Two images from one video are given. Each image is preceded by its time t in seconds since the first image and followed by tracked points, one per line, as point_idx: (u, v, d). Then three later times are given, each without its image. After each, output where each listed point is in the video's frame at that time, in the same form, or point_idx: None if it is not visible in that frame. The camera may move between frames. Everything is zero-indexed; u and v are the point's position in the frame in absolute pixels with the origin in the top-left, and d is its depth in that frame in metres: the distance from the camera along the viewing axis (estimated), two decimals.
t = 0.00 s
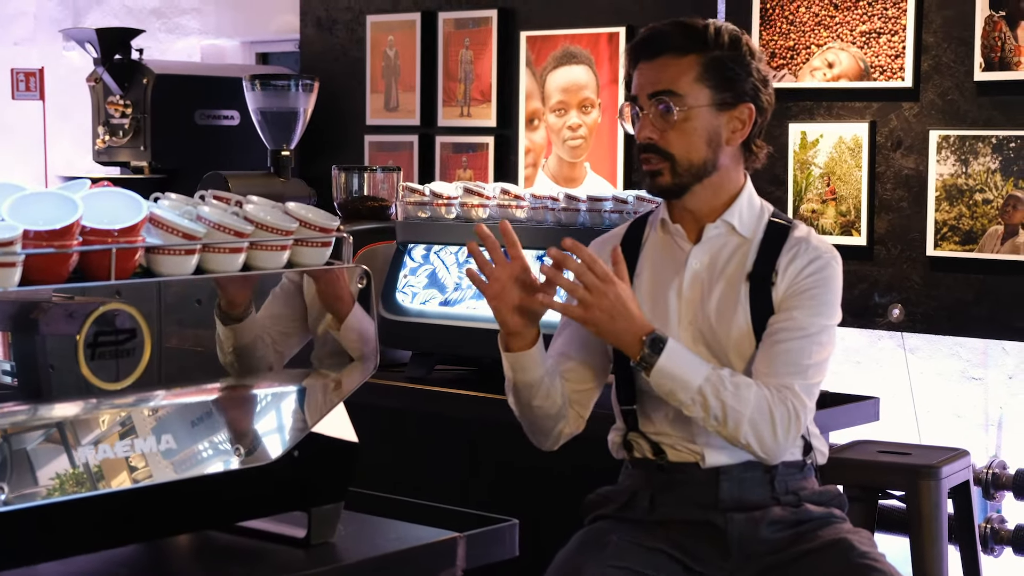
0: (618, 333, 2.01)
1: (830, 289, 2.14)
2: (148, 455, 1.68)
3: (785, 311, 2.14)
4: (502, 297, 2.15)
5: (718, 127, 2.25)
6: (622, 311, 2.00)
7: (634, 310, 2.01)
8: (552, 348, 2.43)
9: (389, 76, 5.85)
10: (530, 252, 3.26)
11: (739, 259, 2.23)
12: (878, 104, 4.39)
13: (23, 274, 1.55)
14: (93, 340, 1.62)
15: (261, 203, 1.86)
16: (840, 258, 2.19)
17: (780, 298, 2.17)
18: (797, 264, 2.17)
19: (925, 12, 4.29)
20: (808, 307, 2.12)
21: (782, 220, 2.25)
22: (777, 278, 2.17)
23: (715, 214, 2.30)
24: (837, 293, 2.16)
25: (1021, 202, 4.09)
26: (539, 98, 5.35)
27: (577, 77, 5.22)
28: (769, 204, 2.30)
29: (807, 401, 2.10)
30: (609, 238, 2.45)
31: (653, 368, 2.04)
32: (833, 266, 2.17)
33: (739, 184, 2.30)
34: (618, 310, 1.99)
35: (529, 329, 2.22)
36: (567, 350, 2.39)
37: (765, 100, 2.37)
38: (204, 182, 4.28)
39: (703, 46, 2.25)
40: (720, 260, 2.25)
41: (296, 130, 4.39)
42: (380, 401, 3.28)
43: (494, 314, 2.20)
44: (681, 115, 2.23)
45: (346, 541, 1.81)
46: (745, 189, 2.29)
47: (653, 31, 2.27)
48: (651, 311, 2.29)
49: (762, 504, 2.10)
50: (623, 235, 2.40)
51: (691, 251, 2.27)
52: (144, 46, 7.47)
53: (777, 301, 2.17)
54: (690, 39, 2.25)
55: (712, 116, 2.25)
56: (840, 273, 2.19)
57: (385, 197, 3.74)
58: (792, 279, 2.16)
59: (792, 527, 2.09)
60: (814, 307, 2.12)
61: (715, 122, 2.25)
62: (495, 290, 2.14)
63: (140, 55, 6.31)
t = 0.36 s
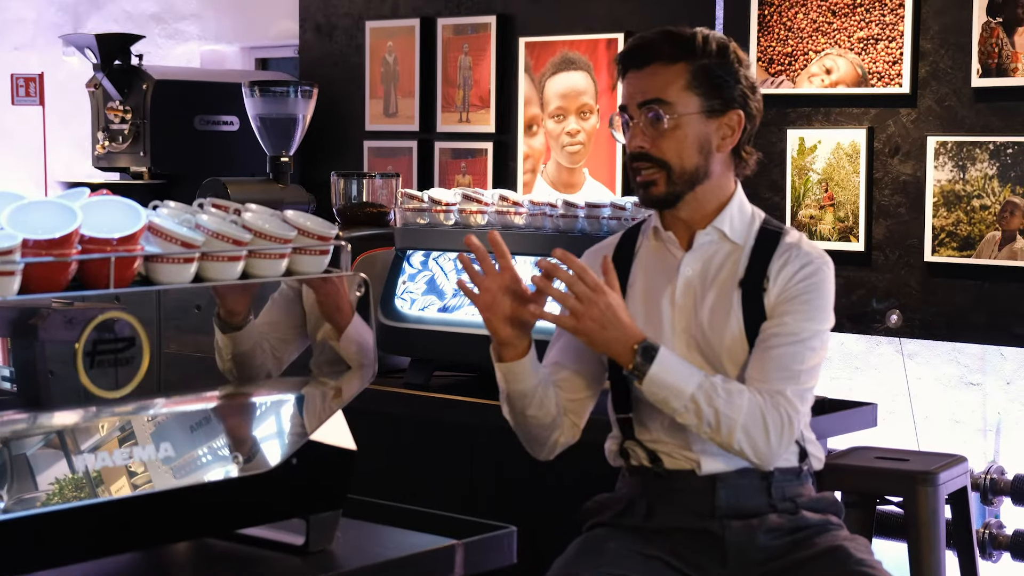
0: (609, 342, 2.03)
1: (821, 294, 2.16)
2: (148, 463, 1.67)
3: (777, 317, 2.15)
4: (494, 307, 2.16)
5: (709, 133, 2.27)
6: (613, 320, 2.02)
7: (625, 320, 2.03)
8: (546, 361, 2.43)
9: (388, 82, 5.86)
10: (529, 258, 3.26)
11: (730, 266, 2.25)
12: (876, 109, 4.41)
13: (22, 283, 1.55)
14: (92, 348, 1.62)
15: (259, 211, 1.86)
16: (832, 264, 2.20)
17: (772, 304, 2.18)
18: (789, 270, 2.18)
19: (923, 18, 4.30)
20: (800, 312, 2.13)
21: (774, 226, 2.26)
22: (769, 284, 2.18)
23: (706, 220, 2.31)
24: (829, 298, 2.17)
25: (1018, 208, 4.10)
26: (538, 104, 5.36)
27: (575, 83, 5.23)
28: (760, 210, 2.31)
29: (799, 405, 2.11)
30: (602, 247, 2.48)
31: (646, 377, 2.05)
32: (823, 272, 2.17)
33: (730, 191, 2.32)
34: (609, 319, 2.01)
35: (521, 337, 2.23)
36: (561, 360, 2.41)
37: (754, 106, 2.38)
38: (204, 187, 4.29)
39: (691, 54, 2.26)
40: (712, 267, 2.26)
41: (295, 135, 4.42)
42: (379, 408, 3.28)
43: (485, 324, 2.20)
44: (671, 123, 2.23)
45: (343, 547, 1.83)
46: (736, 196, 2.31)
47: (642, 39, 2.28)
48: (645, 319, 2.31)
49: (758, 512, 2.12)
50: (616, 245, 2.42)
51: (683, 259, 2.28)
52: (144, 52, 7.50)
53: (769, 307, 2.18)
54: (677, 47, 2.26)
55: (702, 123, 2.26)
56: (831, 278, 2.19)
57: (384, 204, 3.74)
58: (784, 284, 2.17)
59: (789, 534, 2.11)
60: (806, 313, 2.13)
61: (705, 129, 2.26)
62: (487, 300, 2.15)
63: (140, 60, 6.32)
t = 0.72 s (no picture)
0: (602, 360, 2.02)
1: (813, 307, 2.15)
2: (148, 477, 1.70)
3: (769, 330, 2.15)
4: (489, 326, 2.17)
5: (695, 149, 2.28)
6: (605, 337, 2.02)
7: (618, 338, 2.03)
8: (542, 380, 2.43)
9: (388, 97, 5.87)
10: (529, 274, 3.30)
11: (721, 282, 2.25)
12: (875, 124, 4.41)
13: (24, 299, 1.55)
14: (93, 364, 1.62)
15: (261, 227, 1.87)
16: (822, 276, 2.20)
17: (763, 318, 2.18)
18: (778, 283, 2.17)
19: (921, 34, 4.32)
20: (792, 326, 2.13)
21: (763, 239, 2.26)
22: (760, 298, 2.18)
23: (694, 235, 2.31)
24: (820, 309, 2.16)
25: (1018, 223, 4.11)
26: (538, 119, 5.36)
27: (575, 98, 5.23)
28: (749, 224, 2.31)
29: (793, 418, 2.11)
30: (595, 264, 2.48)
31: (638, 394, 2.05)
32: (815, 284, 2.17)
33: (717, 206, 2.32)
34: (601, 336, 2.01)
35: (517, 355, 2.23)
36: (556, 378, 2.40)
37: (740, 121, 2.38)
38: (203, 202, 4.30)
39: (675, 71, 2.27)
40: (702, 283, 2.26)
41: (295, 151, 4.42)
42: (379, 423, 3.28)
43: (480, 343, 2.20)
44: (656, 140, 2.25)
45: (345, 562, 1.85)
46: (724, 211, 2.30)
47: (628, 58, 2.30)
48: (637, 336, 2.32)
49: (756, 527, 2.13)
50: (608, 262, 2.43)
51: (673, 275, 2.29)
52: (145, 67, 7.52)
53: (760, 321, 2.17)
54: (662, 64, 2.27)
55: (688, 139, 2.27)
56: (823, 289, 2.19)
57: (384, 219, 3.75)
58: (774, 298, 2.17)
59: (789, 549, 2.11)
60: (797, 326, 2.13)
61: (691, 145, 2.27)
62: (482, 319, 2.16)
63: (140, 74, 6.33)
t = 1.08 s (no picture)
0: (573, 394, 2.01)
1: (799, 312, 2.15)
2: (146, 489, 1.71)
3: (756, 336, 2.16)
4: (455, 367, 2.16)
5: (693, 152, 2.29)
6: (572, 371, 2.00)
7: (586, 370, 2.02)
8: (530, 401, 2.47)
9: (387, 109, 5.88)
10: (527, 286, 3.31)
11: (711, 289, 2.26)
12: (874, 137, 4.42)
13: (21, 309, 1.56)
14: (91, 375, 1.62)
15: (259, 238, 1.87)
16: (811, 282, 2.20)
17: (752, 324, 2.19)
18: (767, 290, 2.19)
19: (920, 46, 4.33)
20: (780, 331, 2.14)
21: (754, 247, 2.28)
22: (747, 305, 2.20)
23: (687, 240, 2.33)
24: (807, 314, 2.17)
25: (1016, 235, 4.12)
26: (537, 131, 5.36)
27: (574, 110, 5.25)
28: (740, 233, 2.33)
29: (779, 421, 2.10)
30: (587, 275, 2.49)
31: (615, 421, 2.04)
32: (803, 289, 2.18)
33: (712, 213, 2.33)
34: (568, 371, 2.00)
35: (486, 388, 2.23)
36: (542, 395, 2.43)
37: (737, 132, 2.41)
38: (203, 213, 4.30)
39: (679, 75, 2.29)
40: (693, 290, 2.28)
41: (294, 163, 4.42)
42: (377, 435, 3.28)
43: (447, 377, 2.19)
44: (658, 139, 2.26)
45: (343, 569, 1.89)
46: (717, 217, 2.32)
47: (633, 59, 2.31)
48: (628, 343, 2.34)
49: (752, 537, 2.14)
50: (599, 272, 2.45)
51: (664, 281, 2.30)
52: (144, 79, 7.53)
53: (750, 326, 2.19)
54: (667, 67, 2.29)
55: (688, 142, 2.28)
56: (811, 295, 2.20)
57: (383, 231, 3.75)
58: (762, 304, 2.18)
59: (784, 560, 2.13)
60: (784, 331, 2.14)
61: (691, 148, 2.29)
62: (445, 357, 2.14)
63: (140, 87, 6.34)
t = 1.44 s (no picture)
0: (577, 377, 2.02)
1: (790, 318, 2.16)
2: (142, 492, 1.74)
3: (747, 342, 2.17)
4: (465, 347, 2.12)
5: (672, 161, 2.28)
6: (578, 352, 2.00)
7: (592, 352, 2.02)
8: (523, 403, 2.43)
9: (385, 118, 5.88)
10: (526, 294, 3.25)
11: (698, 296, 2.26)
12: (872, 145, 4.42)
13: (14, 312, 1.62)
14: (84, 379, 1.67)
15: (253, 244, 1.95)
16: (801, 287, 2.21)
17: (741, 330, 2.19)
18: (757, 295, 2.19)
19: (918, 54, 4.33)
20: (770, 336, 2.14)
21: (741, 251, 2.28)
22: (737, 311, 2.20)
23: (672, 249, 2.32)
24: (798, 321, 2.18)
25: (1015, 243, 4.12)
26: (535, 139, 5.36)
27: (571, 118, 5.23)
28: (726, 237, 2.32)
29: (772, 429, 2.10)
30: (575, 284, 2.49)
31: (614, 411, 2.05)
32: (792, 294, 2.19)
33: (695, 219, 2.32)
34: (574, 352, 2.00)
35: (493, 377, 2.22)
36: (539, 396, 2.42)
37: (716, 135, 2.39)
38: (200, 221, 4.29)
39: (652, 84, 2.28)
40: (680, 297, 2.28)
41: (292, 171, 4.42)
42: (372, 442, 3.27)
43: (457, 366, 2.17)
44: (634, 152, 2.25)
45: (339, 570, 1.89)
46: (700, 224, 2.31)
47: (604, 71, 2.29)
48: (617, 353, 2.33)
49: (746, 542, 2.13)
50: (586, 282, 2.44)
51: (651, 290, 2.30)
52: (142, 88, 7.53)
53: (739, 333, 2.19)
54: (638, 77, 2.28)
55: (665, 152, 2.27)
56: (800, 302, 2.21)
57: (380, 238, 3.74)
58: (752, 310, 2.19)
59: (778, 564, 2.11)
60: (775, 336, 2.14)
61: (669, 158, 2.27)
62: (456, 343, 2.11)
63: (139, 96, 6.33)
